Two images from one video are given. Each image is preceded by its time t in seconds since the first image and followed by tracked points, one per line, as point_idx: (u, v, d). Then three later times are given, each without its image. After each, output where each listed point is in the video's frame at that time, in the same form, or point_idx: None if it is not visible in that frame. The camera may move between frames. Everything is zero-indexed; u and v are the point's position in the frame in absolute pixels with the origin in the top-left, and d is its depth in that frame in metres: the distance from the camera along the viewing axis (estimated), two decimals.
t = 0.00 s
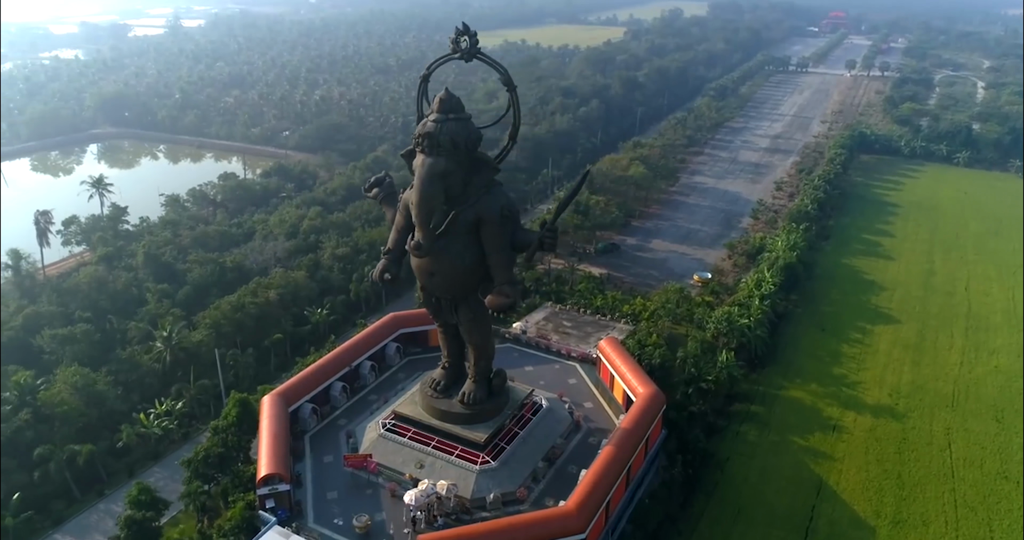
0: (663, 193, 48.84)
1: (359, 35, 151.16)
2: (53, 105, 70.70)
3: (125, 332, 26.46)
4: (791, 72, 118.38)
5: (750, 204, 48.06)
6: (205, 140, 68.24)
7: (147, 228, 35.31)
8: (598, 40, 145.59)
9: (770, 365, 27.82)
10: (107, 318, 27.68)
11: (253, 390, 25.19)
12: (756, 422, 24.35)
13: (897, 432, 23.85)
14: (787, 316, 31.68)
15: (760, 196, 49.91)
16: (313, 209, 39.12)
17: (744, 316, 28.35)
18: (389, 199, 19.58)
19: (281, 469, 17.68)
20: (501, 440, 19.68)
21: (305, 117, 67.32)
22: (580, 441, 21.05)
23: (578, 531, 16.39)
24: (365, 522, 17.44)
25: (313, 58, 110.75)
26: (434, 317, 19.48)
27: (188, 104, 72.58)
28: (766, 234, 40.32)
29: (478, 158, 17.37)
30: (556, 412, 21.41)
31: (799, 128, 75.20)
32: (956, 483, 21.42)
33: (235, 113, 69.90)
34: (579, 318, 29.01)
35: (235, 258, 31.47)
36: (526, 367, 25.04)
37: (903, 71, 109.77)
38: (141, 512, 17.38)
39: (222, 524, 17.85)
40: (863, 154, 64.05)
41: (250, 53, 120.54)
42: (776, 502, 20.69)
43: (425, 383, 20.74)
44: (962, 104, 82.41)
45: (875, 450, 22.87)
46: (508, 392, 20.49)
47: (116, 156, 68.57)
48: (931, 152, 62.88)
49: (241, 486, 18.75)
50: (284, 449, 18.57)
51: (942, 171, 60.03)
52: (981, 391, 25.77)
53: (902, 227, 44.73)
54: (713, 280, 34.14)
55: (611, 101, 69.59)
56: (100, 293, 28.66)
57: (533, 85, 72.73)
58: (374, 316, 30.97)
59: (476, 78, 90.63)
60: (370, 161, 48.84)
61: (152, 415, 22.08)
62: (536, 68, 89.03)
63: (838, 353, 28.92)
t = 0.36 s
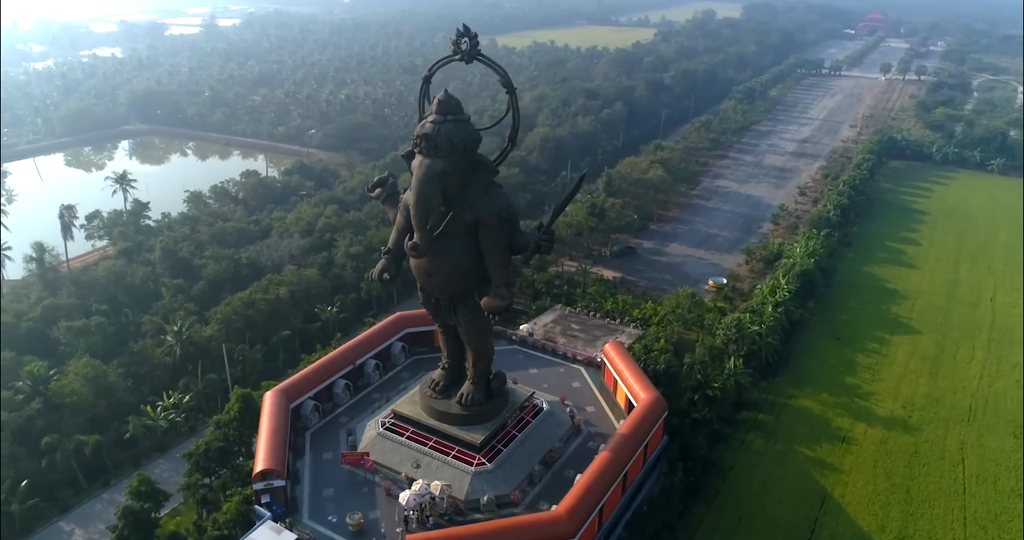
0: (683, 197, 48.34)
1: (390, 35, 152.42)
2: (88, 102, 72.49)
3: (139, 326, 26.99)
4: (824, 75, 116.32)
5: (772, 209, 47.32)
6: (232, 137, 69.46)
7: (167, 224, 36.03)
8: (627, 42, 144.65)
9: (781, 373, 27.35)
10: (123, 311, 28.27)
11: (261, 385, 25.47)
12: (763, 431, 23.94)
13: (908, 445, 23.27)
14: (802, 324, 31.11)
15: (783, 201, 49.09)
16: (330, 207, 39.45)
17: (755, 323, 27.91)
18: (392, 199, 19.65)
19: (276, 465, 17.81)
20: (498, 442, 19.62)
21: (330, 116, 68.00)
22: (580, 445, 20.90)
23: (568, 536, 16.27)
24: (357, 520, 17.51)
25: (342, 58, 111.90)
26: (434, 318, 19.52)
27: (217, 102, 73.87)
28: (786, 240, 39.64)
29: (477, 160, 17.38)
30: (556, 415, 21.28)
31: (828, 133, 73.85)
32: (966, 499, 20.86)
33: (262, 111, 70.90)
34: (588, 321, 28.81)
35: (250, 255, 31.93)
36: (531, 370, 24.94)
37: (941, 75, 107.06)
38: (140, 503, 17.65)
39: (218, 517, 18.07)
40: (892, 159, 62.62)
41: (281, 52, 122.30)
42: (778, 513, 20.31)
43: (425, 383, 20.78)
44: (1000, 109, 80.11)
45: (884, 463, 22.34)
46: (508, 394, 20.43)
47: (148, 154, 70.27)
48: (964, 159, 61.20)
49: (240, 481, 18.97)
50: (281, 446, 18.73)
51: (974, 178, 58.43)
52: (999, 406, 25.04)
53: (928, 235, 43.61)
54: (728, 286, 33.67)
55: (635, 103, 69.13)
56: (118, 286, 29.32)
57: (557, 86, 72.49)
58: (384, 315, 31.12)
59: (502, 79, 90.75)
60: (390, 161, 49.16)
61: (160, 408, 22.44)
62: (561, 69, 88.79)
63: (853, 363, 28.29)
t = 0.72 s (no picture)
0: (704, 200, 47.78)
1: (420, 35, 153.37)
2: (121, 99, 74.30)
3: (153, 319, 27.54)
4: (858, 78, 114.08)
5: (795, 214, 46.52)
6: (259, 135, 70.55)
7: (188, 219, 36.73)
8: (658, 43, 143.63)
9: (791, 382, 26.86)
10: (140, 304, 28.88)
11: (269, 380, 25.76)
12: (769, 440, 23.52)
13: (919, 459, 22.68)
14: (817, 332, 30.50)
15: (807, 206, 48.22)
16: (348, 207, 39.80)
17: (767, 330, 27.45)
18: (394, 199, 19.67)
19: (272, 460, 17.96)
20: (495, 444, 19.58)
21: (354, 114, 68.62)
22: (579, 449, 20.77)
23: None
24: (351, 517, 17.61)
25: (372, 57, 113.00)
26: (434, 318, 19.54)
27: (246, 100, 75.10)
28: (806, 246, 38.92)
29: (476, 161, 17.37)
30: (556, 419, 21.18)
31: (858, 137, 72.40)
32: (977, 516, 20.28)
33: (289, 110, 71.87)
34: (597, 325, 28.66)
35: (266, 252, 32.36)
36: (535, 372, 24.86)
37: (980, 79, 104.24)
38: (139, 494, 17.99)
39: (215, 510, 18.30)
40: (923, 165, 61.11)
41: (312, 51, 123.89)
42: (780, 525, 19.93)
43: (425, 383, 20.81)
44: None
45: (893, 476, 21.81)
46: (507, 396, 20.36)
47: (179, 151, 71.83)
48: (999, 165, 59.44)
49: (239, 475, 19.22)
50: (279, 441, 18.89)
51: (1009, 185, 56.69)
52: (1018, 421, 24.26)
53: (956, 243, 42.39)
54: (743, 292, 33.17)
55: (660, 105, 68.58)
56: (136, 281, 29.97)
57: (582, 87, 72.16)
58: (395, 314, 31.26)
59: (528, 80, 90.80)
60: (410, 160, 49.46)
61: (168, 401, 22.83)
62: (588, 70, 88.42)
63: (867, 373, 27.63)
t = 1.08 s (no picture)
0: (725, 205, 47.12)
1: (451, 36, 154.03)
2: (154, 97, 75.92)
3: (168, 313, 28.08)
4: (894, 82, 111.56)
5: (818, 220, 45.65)
6: (286, 133, 71.45)
7: (208, 216, 37.39)
8: (688, 45, 142.25)
9: (802, 391, 26.33)
10: (156, 297, 29.49)
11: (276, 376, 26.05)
12: (775, 449, 23.09)
13: (930, 473, 22.05)
14: (832, 341, 29.86)
15: (831, 212, 47.25)
16: (365, 205, 40.06)
17: (779, 337, 26.95)
18: (396, 199, 19.72)
19: (269, 455, 18.12)
20: (491, 446, 19.53)
21: (379, 114, 69.19)
22: (577, 453, 20.64)
23: None
24: (344, 514, 17.71)
25: (401, 57, 113.89)
26: (433, 318, 19.56)
27: (274, 98, 76.18)
28: (827, 253, 38.14)
29: (475, 162, 17.35)
30: (556, 422, 21.07)
31: (890, 142, 70.74)
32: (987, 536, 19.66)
33: (315, 109, 72.69)
34: (605, 328, 28.44)
35: (281, 249, 32.76)
36: (540, 374, 24.76)
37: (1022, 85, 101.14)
38: (140, 484, 18.33)
39: (213, 502, 18.56)
40: (956, 171, 59.46)
41: (344, 51, 125.40)
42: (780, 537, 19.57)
43: (425, 383, 20.84)
44: None
45: (901, 491, 21.26)
46: (506, 397, 20.31)
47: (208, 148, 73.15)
48: None
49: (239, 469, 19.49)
50: (278, 437, 19.06)
51: None
52: None
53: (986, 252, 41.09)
54: (758, 298, 32.64)
55: (686, 108, 67.89)
56: (154, 275, 30.59)
57: (608, 89, 71.69)
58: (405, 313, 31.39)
59: (555, 81, 90.63)
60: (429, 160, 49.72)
61: (176, 393, 23.22)
62: (615, 72, 87.86)
63: (881, 384, 26.95)
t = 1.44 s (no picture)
0: (745, 209, 46.46)
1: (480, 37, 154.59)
2: (184, 95, 77.42)
3: (181, 307, 28.55)
4: (929, 86, 109.02)
5: (840, 226, 44.77)
6: (310, 132, 72.23)
7: (227, 212, 38.00)
8: (718, 48, 140.85)
9: (812, 400, 25.82)
10: (171, 291, 30.01)
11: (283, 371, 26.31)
12: (780, 459, 22.68)
13: (940, 488, 21.44)
14: (846, 350, 29.23)
15: (854, 219, 46.29)
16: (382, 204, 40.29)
17: (789, 345, 26.47)
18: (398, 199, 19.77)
19: (266, 450, 18.27)
20: (488, 447, 19.48)
21: (402, 113, 69.67)
22: (575, 457, 20.50)
23: None
24: (337, 510, 17.81)
25: (429, 58, 114.53)
26: (432, 318, 19.56)
27: (301, 97, 77.12)
28: (846, 260, 37.36)
29: (473, 162, 17.33)
30: (555, 425, 20.94)
31: (921, 148, 69.13)
32: None
33: (340, 108, 73.39)
34: (613, 332, 28.24)
35: (295, 246, 33.12)
36: (543, 376, 24.64)
37: None
38: (140, 474, 18.62)
39: (210, 494, 18.77)
40: (988, 179, 57.84)
41: (373, 51, 126.69)
42: None
43: (425, 382, 20.86)
44: None
45: (908, 506, 20.70)
46: (504, 399, 20.25)
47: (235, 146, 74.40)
48: None
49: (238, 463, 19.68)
50: (276, 432, 19.22)
51: None
52: None
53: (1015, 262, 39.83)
54: (772, 304, 32.09)
55: (710, 111, 67.15)
56: (170, 270, 31.15)
57: (632, 91, 71.15)
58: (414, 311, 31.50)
59: (580, 83, 90.35)
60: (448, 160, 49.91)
61: (183, 386, 23.55)
62: (641, 74, 87.24)
63: (895, 395, 26.26)
